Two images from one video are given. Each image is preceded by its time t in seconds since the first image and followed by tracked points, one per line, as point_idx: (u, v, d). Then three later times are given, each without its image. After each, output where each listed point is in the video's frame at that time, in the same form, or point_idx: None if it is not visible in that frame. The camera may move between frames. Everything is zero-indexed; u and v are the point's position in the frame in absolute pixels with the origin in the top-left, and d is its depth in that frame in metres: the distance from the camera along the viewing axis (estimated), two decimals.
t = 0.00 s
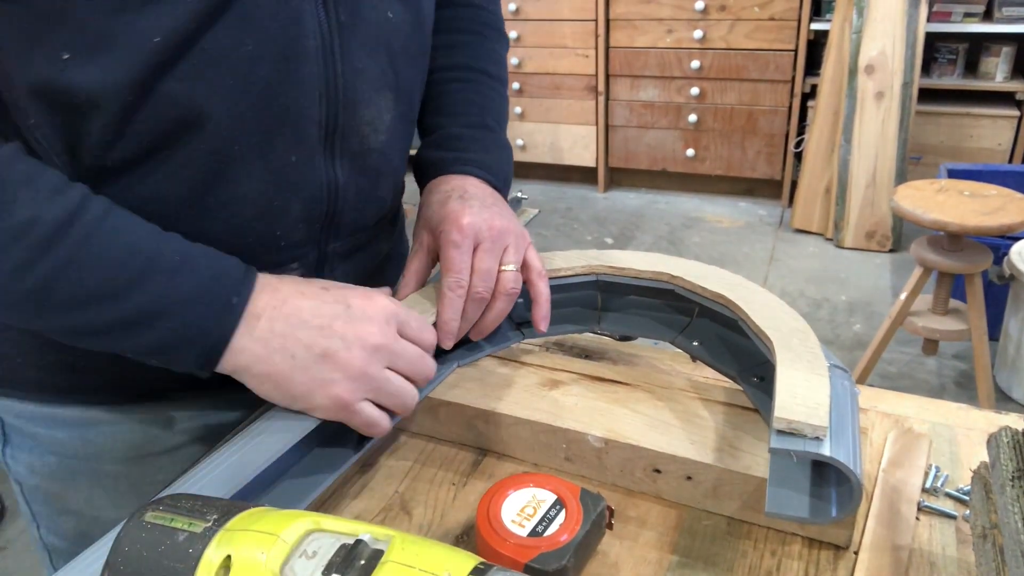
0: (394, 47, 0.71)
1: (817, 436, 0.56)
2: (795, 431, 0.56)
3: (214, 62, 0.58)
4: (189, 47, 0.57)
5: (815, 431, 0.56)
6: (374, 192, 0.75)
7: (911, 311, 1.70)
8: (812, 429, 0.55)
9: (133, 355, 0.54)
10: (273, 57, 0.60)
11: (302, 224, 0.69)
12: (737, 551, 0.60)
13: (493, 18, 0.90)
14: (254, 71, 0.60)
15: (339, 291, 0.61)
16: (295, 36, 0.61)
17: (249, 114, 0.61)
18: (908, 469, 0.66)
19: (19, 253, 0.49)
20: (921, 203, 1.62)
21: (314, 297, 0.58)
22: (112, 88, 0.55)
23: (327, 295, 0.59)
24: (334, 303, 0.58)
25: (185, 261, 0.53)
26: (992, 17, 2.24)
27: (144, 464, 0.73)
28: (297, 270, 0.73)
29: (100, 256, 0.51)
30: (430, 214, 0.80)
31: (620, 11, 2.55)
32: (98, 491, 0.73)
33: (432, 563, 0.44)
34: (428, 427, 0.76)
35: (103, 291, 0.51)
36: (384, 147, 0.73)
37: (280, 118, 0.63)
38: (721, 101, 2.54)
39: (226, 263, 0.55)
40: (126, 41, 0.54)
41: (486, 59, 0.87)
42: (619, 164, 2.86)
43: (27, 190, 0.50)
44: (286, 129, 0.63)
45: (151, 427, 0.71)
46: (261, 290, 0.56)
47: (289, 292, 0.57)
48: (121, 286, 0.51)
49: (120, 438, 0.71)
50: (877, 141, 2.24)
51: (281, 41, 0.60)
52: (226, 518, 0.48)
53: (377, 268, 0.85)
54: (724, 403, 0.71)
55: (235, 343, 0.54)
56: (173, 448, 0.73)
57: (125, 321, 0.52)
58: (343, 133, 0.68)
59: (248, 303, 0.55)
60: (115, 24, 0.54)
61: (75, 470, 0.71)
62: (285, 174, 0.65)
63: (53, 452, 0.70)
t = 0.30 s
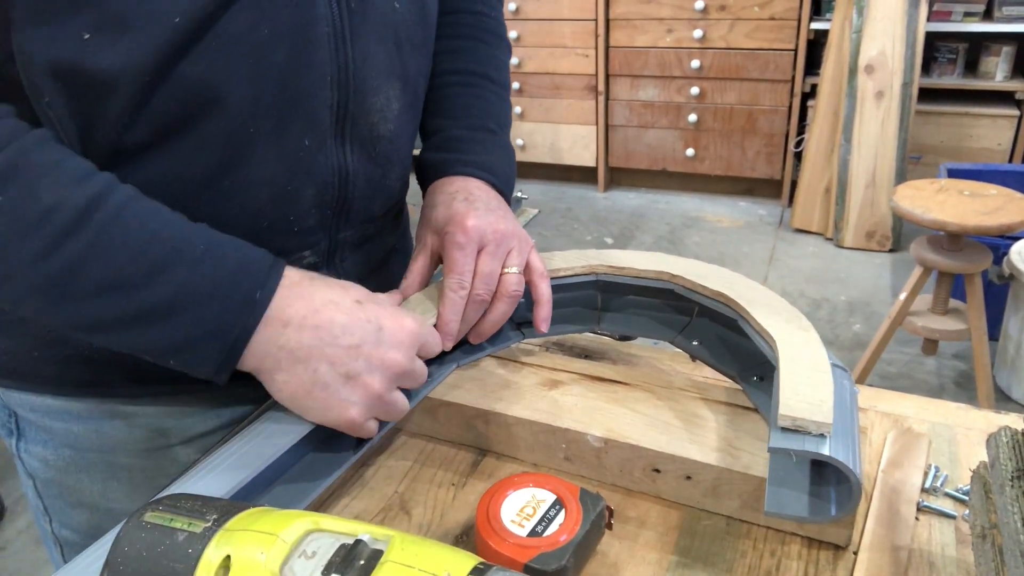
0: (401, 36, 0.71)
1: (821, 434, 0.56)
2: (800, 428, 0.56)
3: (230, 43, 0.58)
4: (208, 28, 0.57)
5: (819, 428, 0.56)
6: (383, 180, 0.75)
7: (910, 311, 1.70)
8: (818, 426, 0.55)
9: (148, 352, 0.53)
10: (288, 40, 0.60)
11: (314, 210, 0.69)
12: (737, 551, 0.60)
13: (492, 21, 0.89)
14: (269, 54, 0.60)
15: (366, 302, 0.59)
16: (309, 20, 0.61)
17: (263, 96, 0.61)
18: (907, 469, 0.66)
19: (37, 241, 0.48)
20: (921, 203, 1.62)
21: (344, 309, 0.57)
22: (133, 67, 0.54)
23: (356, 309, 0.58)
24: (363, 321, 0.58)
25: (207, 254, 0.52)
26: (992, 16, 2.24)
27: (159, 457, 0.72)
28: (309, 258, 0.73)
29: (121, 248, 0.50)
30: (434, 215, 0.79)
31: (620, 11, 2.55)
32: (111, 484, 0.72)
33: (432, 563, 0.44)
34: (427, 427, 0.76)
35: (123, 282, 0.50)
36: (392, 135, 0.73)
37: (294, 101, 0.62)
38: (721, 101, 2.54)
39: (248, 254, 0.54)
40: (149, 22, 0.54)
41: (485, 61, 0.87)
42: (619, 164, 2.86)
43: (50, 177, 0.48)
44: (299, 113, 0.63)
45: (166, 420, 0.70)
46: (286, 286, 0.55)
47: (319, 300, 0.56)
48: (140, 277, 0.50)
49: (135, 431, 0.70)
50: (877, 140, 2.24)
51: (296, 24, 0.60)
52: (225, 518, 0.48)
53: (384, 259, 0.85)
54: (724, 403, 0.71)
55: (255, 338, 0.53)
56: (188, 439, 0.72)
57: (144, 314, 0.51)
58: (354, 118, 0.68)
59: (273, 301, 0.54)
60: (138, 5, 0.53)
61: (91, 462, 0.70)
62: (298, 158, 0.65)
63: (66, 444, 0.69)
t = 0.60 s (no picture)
0: (405, 31, 0.71)
1: (817, 434, 0.56)
2: (795, 429, 0.56)
3: (239, 36, 0.58)
4: (219, 20, 0.57)
5: (815, 428, 0.56)
6: (388, 175, 0.75)
7: (910, 311, 1.70)
8: (813, 426, 0.56)
9: (155, 358, 0.52)
10: (297, 32, 0.61)
11: (321, 203, 0.69)
12: (736, 551, 0.60)
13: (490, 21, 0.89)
14: (278, 46, 0.60)
15: (384, 327, 0.57)
16: (317, 13, 0.61)
17: (272, 89, 0.61)
18: (907, 469, 0.66)
19: (47, 240, 0.47)
20: (921, 203, 1.62)
21: (357, 335, 0.55)
22: (146, 59, 0.54)
23: (369, 336, 0.55)
24: (376, 351, 0.55)
25: (219, 259, 0.52)
26: (991, 16, 2.24)
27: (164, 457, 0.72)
28: (316, 253, 0.72)
29: (133, 250, 0.49)
30: (433, 215, 0.79)
31: (620, 11, 2.55)
32: (117, 485, 0.72)
33: (432, 563, 0.44)
34: (426, 427, 0.76)
35: (132, 285, 0.49)
36: (397, 130, 0.73)
37: (303, 93, 0.63)
38: (721, 101, 2.54)
39: (260, 262, 0.54)
40: (162, 15, 0.54)
41: (483, 61, 0.87)
42: (618, 164, 2.86)
43: (63, 175, 0.47)
44: (307, 105, 0.63)
45: (171, 421, 0.70)
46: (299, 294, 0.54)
47: (334, 325, 0.54)
48: (150, 280, 0.49)
49: (140, 433, 0.69)
50: (877, 140, 2.24)
51: (304, 17, 0.60)
52: (225, 518, 0.48)
53: (387, 256, 0.84)
54: (724, 403, 0.71)
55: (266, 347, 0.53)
56: (193, 440, 0.72)
57: (152, 317, 0.50)
58: (360, 112, 0.68)
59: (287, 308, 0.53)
60: None
61: (96, 463, 0.70)
62: (306, 151, 0.65)
63: (71, 445, 0.69)
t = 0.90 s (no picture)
0: (407, 34, 0.71)
1: (818, 436, 0.56)
2: (797, 430, 0.56)
3: (241, 39, 0.58)
4: (221, 24, 0.57)
5: (817, 430, 0.55)
6: (388, 178, 0.75)
7: (912, 311, 1.70)
8: (814, 428, 0.55)
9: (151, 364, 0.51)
10: (299, 35, 0.61)
11: (323, 206, 0.69)
12: (737, 551, 0.60)
13: (490, 18, 0.89)
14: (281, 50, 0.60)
15: (370, 340, 0.54)
16: (319, 17, 0.61)
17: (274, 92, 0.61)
18: (908, 469, 0.66)
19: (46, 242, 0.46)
20: (922, 203, 1.62)
21: (336, 345, 0.52)
22: (147, 62, 0.54)
23: (348, 346, 0.53)
24: (351, 364, 0.52)
25: (216, 264, 0.51)
26: (993, 16, 2.24)
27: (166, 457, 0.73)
28: (317, 256, 0.72)
29: (130, 253, 0.48)
30: (435, 214, 0.79)
31: (621, 11, 2.55)
32: (118, 487, 0.72)
33: (433, 563, 0.44)
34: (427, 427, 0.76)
35: (130, 289, 0.48)
36: (399, 133, 0.73)
37: (305, 97, 0.63)
38: (722, 101, 2.54)
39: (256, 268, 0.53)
40: (162, 17, 0.54)
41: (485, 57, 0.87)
42: (619, 164, 2.86)
43: (59, 180, 0.47)
44: (309, 108, 0.63)
45: (173, 422, 0.70)
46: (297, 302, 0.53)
47: (313, 331, 0.52)
48: (148, 284, 0.49)
49: (141, 434, 0.70)
50: (878, 140, 2.24)
51: (307, 21, 0.61)
52: (225, 518, 0.48)
53: (388, 257, 0.84)
54: (725, 404, 0.71)
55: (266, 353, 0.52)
56: (194, 441, 0.72)
57: (149, 321, 0.49)
58: (362, 116, 0.68)
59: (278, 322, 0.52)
60: None
61: (96, 465, 0.70)
62: (308, 154, 0.65)
63: (71, 447, 0.69)
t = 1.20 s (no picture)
0: (399, 47, 0.72)
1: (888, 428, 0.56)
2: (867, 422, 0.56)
3: (229, 54, 0.59)
4: (209, 39, 0.57)
5: (885, 423, 0.56)
6: (378, 189, 0.75)
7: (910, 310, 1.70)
8: (886, 422, 0.56)
9: (97, 383, 0.50)
10: (289, 50, 0.61)
11: (310, 219, 0.69)
12: (735, 550, 0.61)
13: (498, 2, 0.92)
14: (270, 64, 0.60)
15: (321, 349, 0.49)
16: (310, 33, 0.62)
17: (262, 106, 0.61)
18: (906, 468, 0.66)
19: None
20: (920, 203, 1.62)
21: (282, 361, 0.48)
22: (131, 78, 0.54)
23: (297, 359, 0.48)
24: (298, 376, 0.48)
25: (160, 282, 0.49)
26: (991, 16, 2.24)
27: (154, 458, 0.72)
28: (303, 267, 0.72)
29: (68, 266, 0.47)
30: (470, 177, 0.80)
31: (620, 11, 2.55)
32: (103, 488, 0.72)
33: (432, 562, 0.44)
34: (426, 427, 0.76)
35: (66, 304, 0.47)
36: (389, 146, 0.73)
37: (294, 111, 0.63)
38: (721, 101, 2.54)
39: (206, 287, 0.51)
40: (145, 32, 0.54)
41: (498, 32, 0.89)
42: (618, 164, 2.86)
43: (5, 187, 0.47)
44: (298, 122, 0.63)
45: (155, 428, 0.70)
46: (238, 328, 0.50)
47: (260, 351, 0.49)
48: (86, 300, 0.48)
49: (124, 438, 0.69)
50: (877, 140, 2.24)
51: (297, 36, 0.61)
52: (224, 518, 0.48)
53: (377, 266, 0.84)
54: (724, 403, 0.71)
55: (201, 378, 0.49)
56: (180, 443, 0.72)
57: (87, 338, 0.48)
58: (352, 129, 0.68)
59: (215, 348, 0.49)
60: (138, 14, 0.54)
61: (82, 465, 0.71)
62: (296, 168, 0.65)
63: (57, 447, 0.69)
